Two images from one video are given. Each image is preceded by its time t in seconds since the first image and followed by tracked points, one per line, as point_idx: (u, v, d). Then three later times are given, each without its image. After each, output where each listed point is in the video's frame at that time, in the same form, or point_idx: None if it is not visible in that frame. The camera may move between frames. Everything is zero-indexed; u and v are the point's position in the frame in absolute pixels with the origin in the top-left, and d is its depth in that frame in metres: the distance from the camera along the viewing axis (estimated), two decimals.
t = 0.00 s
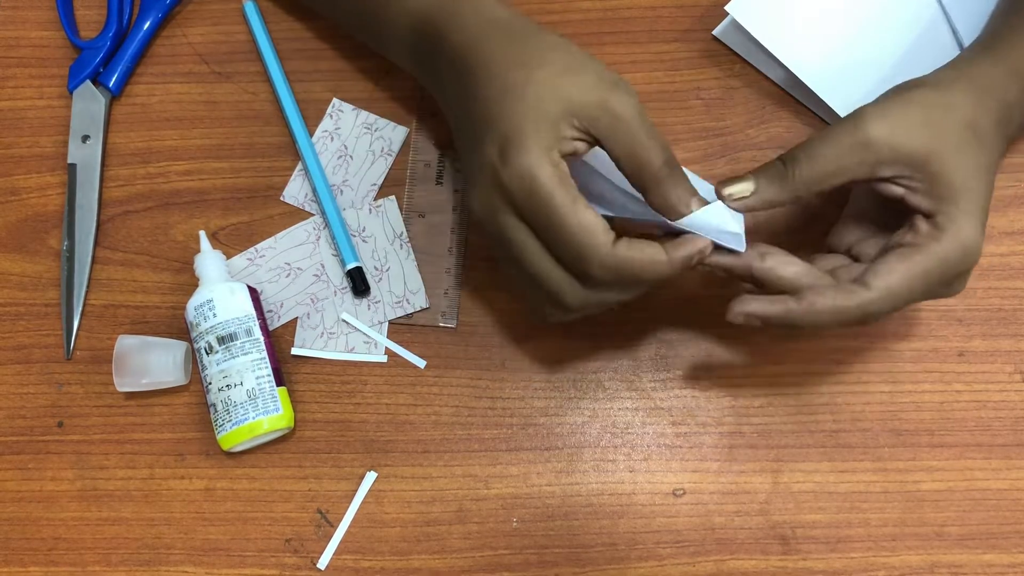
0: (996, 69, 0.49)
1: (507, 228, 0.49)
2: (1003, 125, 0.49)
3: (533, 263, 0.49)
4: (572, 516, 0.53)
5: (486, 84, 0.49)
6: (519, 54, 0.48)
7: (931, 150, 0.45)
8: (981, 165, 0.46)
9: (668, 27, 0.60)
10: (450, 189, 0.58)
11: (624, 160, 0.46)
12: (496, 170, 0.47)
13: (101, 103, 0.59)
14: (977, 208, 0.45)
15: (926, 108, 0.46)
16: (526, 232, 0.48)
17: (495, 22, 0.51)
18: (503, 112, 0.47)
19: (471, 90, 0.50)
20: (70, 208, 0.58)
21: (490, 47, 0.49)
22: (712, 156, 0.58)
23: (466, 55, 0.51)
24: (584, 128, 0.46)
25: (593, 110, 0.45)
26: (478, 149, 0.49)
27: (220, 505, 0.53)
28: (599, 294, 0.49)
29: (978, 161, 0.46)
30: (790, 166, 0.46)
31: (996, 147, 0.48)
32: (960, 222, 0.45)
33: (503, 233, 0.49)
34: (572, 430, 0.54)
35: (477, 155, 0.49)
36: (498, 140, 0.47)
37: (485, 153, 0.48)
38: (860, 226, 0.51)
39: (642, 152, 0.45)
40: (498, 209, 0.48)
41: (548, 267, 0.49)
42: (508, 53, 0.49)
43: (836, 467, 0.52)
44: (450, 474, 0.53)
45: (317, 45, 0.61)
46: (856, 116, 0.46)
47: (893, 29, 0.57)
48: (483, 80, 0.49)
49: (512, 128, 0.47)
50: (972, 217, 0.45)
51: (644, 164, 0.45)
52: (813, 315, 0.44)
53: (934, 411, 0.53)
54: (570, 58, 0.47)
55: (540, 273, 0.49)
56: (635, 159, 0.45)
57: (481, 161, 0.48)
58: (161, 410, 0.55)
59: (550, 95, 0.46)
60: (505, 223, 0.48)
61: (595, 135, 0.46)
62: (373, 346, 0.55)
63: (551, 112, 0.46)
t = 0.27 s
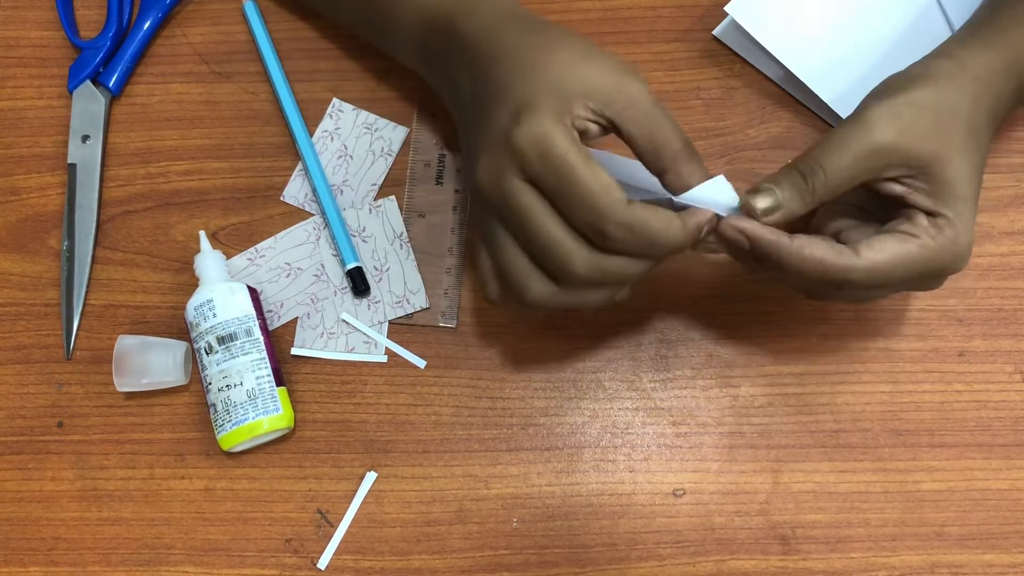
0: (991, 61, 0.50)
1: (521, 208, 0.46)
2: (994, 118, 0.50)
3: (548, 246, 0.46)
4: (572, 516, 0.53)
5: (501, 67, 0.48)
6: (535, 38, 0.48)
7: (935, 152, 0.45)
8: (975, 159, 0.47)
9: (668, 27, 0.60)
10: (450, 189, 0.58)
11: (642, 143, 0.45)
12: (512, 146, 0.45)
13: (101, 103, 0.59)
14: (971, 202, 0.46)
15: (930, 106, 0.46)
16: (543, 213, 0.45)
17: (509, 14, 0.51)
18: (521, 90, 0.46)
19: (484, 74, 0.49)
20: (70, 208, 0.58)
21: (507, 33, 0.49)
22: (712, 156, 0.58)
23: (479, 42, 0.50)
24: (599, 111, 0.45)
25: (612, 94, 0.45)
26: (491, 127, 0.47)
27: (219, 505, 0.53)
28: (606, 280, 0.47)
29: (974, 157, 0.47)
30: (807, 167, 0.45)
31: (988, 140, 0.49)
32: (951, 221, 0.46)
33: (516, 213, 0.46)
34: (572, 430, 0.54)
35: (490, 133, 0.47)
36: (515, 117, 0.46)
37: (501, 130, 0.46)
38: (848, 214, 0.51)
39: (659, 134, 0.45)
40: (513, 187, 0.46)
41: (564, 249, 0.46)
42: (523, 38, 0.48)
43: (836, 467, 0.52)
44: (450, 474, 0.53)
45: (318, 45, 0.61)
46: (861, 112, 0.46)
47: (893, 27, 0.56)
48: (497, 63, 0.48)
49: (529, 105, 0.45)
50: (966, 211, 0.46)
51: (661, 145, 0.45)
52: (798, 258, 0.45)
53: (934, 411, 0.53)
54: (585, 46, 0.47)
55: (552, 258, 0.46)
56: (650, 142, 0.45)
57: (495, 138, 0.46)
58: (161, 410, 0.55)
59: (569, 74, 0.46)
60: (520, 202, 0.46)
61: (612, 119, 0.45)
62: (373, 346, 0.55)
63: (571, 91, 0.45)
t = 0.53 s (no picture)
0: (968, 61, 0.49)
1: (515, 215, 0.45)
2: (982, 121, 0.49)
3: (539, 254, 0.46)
4: (572, 516, 0.53)
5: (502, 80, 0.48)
6: (538, 51, 0.48)
7: (919, 156, 0.45)
8: (964, 162, 0.47)
9: (668, 26, 0.60)
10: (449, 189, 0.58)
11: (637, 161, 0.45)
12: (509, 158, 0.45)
13: (101, 103, 0.59)
14: (965, 205, 0.46)
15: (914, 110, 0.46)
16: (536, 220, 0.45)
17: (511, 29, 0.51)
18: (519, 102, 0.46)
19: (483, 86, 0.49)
20: (70, 208, 0.58)
21: (510, 42, 0.49)
22: (712, 156, 0.58)
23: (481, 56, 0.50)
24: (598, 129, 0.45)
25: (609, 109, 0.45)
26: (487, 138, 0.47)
27: (219, 505, 0.53)
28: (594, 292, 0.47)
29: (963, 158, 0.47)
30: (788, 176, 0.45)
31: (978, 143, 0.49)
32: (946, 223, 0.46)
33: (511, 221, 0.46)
34: (572, 430, 0.54)
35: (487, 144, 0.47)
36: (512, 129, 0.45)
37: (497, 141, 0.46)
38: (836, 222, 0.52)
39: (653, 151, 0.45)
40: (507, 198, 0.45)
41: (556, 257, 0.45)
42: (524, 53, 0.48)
43: (836, 467, 0.52)
44: (450, 474, 0.53)
45: (317, 45, 0.61)
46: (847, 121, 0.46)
47: (892, 27, 0.56)
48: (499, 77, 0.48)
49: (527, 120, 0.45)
50: (961, 217, 0.46)
51: (654, 164, 0.45)
52: (809, 319, 0.44)
53: (934, 411, 0.53)
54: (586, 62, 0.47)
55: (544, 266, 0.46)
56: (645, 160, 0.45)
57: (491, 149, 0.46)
58: (162, 410, 0.55)
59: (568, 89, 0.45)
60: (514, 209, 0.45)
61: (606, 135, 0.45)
62: (373, 346, 0.55)
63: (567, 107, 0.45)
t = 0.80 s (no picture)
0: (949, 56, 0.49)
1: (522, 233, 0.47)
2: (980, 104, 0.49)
3: (551, 267, 0.47)
4: (572, 516, 0.53)
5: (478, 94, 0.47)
6: (511, 60, 0.47)
7: (921, 146, 0.45)
8: (968, 140, 0.46)
9: (668, 26, 0.60)
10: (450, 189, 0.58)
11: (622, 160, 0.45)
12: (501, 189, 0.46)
13: (101, 103, 0.59)
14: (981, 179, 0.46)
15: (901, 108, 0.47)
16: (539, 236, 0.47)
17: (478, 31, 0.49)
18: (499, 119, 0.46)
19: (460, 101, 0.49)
20: (70, 208, 0.58)
21: (483, 48, 0.48)
22: (712, 156, 0.58)
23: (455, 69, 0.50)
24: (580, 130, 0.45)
25: (590, 112, 0.45)
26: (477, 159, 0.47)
27: (219, 506, 0.53)
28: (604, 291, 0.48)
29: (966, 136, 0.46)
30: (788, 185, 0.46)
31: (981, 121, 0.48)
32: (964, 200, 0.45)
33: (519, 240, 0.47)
34: (572, 430, 0.54)
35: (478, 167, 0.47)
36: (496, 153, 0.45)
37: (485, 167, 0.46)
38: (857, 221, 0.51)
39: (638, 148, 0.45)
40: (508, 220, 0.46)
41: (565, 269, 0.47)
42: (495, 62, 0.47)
43: (836, 467, 0.52)
44: (450, 474, 0.53)
45: (317, 45, 0.61)
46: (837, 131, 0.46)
47: (893, 28, 0.56)
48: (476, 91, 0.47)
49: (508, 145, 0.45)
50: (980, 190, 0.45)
51: (638, 167, 0.45)
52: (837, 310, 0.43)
53: (934, 411, 0.53)
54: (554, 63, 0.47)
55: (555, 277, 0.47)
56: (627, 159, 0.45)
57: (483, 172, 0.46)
58: (161, 410, 0.55)
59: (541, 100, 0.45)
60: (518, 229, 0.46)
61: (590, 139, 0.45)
62: (373, 346, 0.55)
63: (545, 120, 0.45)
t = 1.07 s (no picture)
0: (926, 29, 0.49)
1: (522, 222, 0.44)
2: (962, 66, 0.48)
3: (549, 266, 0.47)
4: (572, 516, 0.53)
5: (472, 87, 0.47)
6: (505, 53, 0.47)
7: (901, 116, 0.45)
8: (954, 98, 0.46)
9: (668, 27, 0.60)
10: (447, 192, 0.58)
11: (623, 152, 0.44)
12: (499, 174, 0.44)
13: (101, 103, 0.59)
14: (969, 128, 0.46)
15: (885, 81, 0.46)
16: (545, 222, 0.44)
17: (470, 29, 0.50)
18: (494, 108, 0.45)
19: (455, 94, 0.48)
20: (70, 208, 0.58)
21: (480, 43, 0.48)
22: (712, 156, 0.58)
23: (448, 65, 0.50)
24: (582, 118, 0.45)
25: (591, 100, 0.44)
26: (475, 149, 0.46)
27: (219, 506, 0.53)
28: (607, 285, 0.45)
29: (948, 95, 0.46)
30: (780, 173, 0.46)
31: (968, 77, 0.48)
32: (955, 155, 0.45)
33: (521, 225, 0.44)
34: (572, 430, 0.54)
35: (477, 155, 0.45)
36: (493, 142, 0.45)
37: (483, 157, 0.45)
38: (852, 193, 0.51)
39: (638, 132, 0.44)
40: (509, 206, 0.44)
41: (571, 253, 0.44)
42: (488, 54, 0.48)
43: (836, 467, 0.52)
44: (450, 474, 0.53)
45: (317, 45, 0.61)
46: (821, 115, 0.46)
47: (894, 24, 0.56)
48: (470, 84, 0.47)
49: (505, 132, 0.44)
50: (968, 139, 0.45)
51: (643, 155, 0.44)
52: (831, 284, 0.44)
53: (934, 411, 0.53)
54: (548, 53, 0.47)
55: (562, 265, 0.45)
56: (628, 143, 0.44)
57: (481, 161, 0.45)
58: (162, 410, 0.55)
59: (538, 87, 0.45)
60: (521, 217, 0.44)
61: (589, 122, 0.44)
62: (373, 346, 0.55)
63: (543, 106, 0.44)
